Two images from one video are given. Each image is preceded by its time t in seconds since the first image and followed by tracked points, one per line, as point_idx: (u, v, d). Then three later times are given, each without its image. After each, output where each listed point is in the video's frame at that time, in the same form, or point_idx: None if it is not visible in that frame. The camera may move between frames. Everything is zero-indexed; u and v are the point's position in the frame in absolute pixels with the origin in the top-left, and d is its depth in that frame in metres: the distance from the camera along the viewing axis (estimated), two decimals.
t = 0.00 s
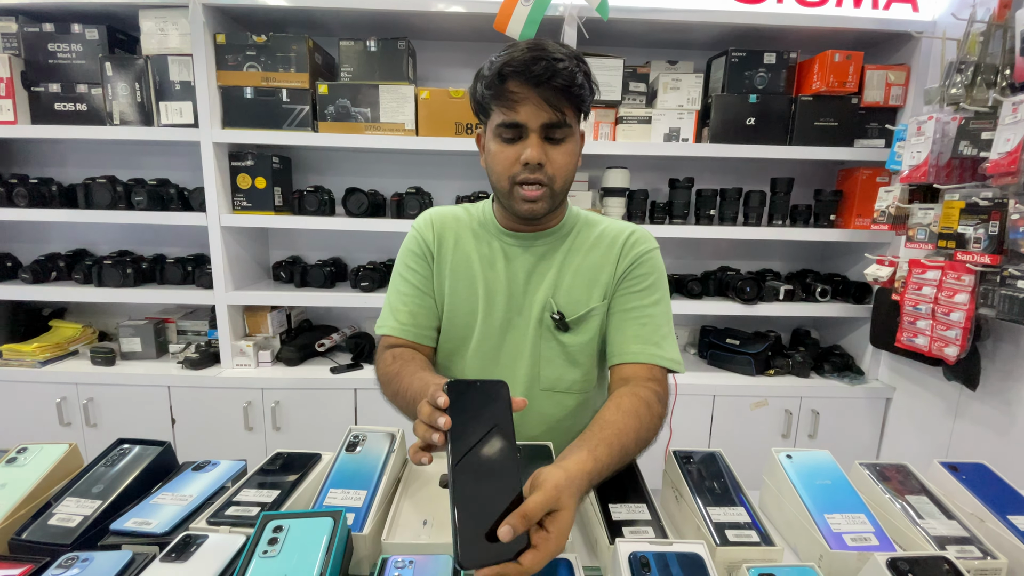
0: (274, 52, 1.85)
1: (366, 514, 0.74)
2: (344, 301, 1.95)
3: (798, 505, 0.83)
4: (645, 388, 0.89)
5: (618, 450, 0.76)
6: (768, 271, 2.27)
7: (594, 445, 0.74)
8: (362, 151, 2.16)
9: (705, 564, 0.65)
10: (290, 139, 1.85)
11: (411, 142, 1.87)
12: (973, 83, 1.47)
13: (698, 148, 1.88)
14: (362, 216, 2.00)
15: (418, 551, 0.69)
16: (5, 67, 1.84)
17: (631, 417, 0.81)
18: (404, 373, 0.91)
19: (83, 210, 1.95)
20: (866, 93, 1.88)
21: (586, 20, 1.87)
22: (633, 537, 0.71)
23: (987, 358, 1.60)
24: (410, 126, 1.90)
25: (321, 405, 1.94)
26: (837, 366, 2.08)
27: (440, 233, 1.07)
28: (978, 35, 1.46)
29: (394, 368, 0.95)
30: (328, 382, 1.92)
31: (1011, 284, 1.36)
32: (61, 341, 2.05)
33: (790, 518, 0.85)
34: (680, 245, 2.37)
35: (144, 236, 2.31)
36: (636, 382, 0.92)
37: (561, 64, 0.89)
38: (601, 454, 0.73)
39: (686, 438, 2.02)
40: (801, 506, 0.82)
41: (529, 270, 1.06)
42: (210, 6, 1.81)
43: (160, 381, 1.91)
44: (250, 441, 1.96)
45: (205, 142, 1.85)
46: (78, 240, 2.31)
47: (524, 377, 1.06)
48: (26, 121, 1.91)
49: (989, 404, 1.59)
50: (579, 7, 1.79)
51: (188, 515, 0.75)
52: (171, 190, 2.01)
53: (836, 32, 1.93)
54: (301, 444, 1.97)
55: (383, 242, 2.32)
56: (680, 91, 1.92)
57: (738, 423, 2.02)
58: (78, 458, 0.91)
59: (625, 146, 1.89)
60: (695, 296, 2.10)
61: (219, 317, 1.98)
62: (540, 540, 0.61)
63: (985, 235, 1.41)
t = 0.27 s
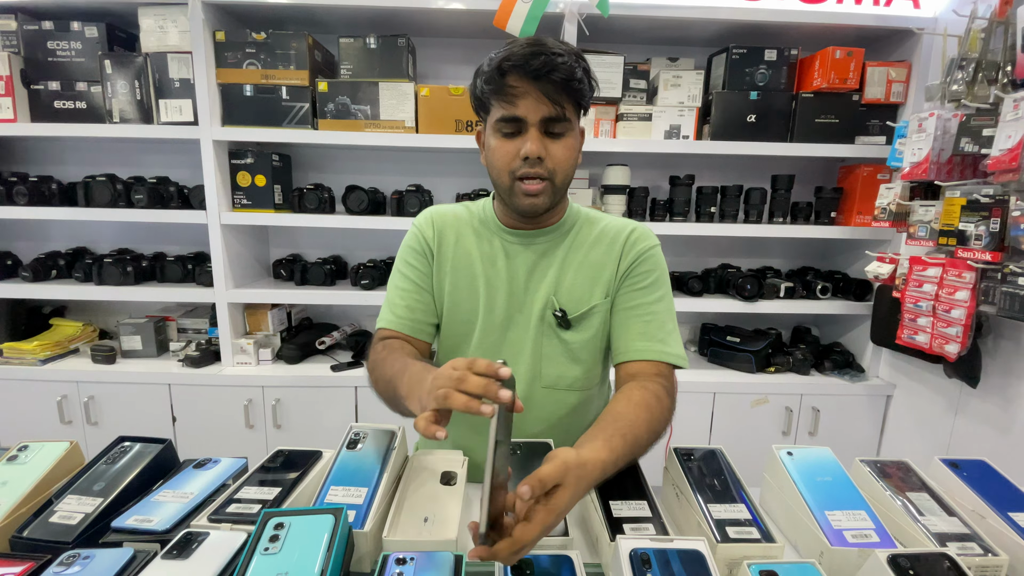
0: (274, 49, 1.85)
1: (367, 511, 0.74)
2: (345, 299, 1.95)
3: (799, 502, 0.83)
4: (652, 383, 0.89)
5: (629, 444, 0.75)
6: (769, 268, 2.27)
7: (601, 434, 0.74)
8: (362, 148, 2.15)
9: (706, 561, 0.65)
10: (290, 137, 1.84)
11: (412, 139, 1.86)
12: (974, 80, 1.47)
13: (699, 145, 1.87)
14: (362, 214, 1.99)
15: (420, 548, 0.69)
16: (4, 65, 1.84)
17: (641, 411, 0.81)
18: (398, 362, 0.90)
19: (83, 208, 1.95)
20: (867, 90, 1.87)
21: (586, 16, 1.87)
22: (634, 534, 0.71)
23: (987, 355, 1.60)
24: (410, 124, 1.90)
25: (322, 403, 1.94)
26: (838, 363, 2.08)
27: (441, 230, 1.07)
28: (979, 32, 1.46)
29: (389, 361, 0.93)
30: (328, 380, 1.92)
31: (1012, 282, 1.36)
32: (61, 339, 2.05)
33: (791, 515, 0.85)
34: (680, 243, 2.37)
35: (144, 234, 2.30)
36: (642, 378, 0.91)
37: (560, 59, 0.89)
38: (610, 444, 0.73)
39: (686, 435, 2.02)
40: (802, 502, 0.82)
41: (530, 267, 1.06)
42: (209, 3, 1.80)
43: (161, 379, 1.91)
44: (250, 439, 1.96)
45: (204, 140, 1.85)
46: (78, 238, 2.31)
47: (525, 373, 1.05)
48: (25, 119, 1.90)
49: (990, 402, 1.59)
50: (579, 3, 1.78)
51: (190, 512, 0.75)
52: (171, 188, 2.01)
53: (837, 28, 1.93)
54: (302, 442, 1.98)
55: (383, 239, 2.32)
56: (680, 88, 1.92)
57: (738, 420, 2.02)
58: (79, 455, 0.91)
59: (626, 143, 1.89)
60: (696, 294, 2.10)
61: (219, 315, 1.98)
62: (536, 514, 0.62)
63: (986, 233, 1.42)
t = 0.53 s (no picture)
0: (274, 48, 1.85)
1: (367, 509, 0.74)
2: (345, 297, 1.96)
3: (798, 500, 0.83)
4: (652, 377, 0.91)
5: (634, 436, 0.77)
6: (769, 267, 2.27)
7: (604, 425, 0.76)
8: (362, 147, 2.15)
9: (705, 558, 0.65)
10: (290, 136, 1.85)
11: (412, 138, 1.87)
12: (975, 78, 1.46)
13: (699, 143, 1.87)
14: (362, 212, 2.00)
15: (420, 545, 0.70)
16: (5, 64, 1.84)
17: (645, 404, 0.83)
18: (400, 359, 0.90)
19: (84, 207, 1.95)
20: (868, 89, 1.87)
21: (587, 15, 1.86)
22: (634, 531, 0.71)
23: (988, 354, 1.59)
24: (411, 123, 1.90)
25: (322, 402, 1.94)
26: (838, 362, 2.08)
27: (441, 228, 1.07)
28: (980, 30, 1.45)
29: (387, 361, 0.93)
30: (329, 378, 1.93)
31: (1013, 280, 1.36)
32: (63, 338, 2.06)
33: (790, 512, 0.85)
34: (681, 242, 2.37)
35: (145, 233, 2.31)
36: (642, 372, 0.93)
37: (558, 58, 0.89)
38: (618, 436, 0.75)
39: (686, 434, 2.02)
40: (801, 501, 0.82)
41: (531, 264, 1.06)
42: (209, 2, 1.81)
43: (162, 377, 1.92)
44: (251, 437, 1.96)
45: (205, 139, 1.85)
46: (79, 236, 2.31)
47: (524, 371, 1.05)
48: (26, 118, 1.91)
49: (990, 400, 1.59)
50: (580, 2, 1.78)
51: (191, 510, 0.76)
52: (172, 187, 2.01)
53: (838, 27, 1.92)
54: (303, 440, 1.98)
55: (384, 238, 2.32)
56: (681, 87, 1.92)
57: (738, 419, 2.02)
58: (81, 453, 0.92)
59: (626, 142, 1.89)
60: (696, 293, 2.11)
61: (220, 314, 1.98)
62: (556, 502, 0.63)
63: (987, 231, 1.42)
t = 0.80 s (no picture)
0: (275, 47, 1.85)
1: (367, 507, 0.75)
2: (346, 296, 1.96)
3: (797, 499, 0.83)
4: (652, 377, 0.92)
5: (630, 438, 0.78)
6: (770, 266, 2.26)
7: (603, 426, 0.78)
8: (363, 147, 2.16)
9: (703, 556, 0.65)
10: (291, 135, 1.85)
11: (412, 137, 1.87)
12: (976, 77, 1.46)
13: (700, 142, 1.87)
14: (363, 212, 2.00)
15: (419, 544, 0.70)
16: (7, 63, 1.85)
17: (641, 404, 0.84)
18: (406, 366, 0.92)
19: (86, 206, 1.96)
20: (868, 88, 1.87)
21: (587, 14, 1.86)
22: (633, 530, 0.72)
23: (988, 354, 1.59)
24: (411, 122, 1.90)
25: (323, 401, 1.95)
26: (838, 362, 2.08)
27: (440, 228, 1.08)
28: (981, 29, 1.45)
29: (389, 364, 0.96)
30: (329, 377, 1.93)
31: (1013, 280, 1.36)
32: (64, 337, 2.07)
33: (789, 512, 0.85)
34: (682, 241, 2.37)
35: (146, 232, 2.31)
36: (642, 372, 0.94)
37: (557, 56, 0.90)
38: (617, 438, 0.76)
39: (686, 433, 2.02)
40: (800, 500, 0.83)
41: (530, 264, 1.06)
42: (210, 1, 1.81)
43: (163, 376, 1.92)
44: (252, 436, 1.97)
45: (206, 138, 1.86)
46: (80, 235, 2.32)
47: (523, 370, 1.05)
48: (28, 118, 1.91)
49: (991, 400, 1.59)
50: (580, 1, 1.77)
51: (191, 508, 0.76)
52: (173, 186, 2.01)
53: (839, 26, 1.92)
54: (303, 439, 1.99)
55: (384, 237, 2.32)
56: (681, 86, 1.92)
57: (739, 419, 2.02)
58: (81, 452, 0.92)
59: (626, 141, 1.89)
60: (697, 292, 2.10)
61: (221, 313, 1.98)
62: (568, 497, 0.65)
63: (987, 231, 1.41)
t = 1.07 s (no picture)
0: (277, 48, 1.85)
1: (368, 507, 0.75)
2: (347, 297, 1.96)
3: (797, 500, 0.83)
4: (651, 378, 0.93)
5: (629, 438, 0.79)
6: (771, 267, 2.26)
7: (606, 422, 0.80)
8: (364, 147, 2.16)
9: (703, 557, 0.66)
10: (293, 136, 1.85)
11: (414, 138, 1.87)
12: (978, 78, 1.46)
13: (701, 143, 1.87)
14: (364, 212, 2.00)
15: (420, 544, 0.70)
16: (9, 64, 1.85)
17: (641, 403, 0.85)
18: (410, 368, 0.94)
19: (88, 207, 1.97)
20: (870, 88, 1.87)
21: (589, 15, 1.86)
22: (633, 531, 0.72)
23: (990, 355, 1.59)
24: (413, 123, 1.90)
25: (325, 401, 1.95)
26: (840, 363, 2.07)
27: (441, 230, 1.08)
28: (983, 30, 1.45)
29: (394, 365, 0.98)
30: (331, 378, 1.93)
31: (1015, 281, 1.35)
32: (66, 337, 2.07)
33: (790, 513, 0.85)
34: (683, 242, 2.37)
35: (148, 233, 2.32)
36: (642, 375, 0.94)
37: (561, 59, 0.90)
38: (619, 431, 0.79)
39: (687, 434, 2.02)
40: (800, 500, 0.83)
41: (531, 265, 1.06)
42: (212, 2, 1.81)
43: (165, 376, 1.93)
44: (254, 436, 1.98)
45: (208, 139, 1.86)
46: (83, 236, 2.33)
47: (524, 371, 1.06)
48: (30, 118, 1.92)
49: (992, 401, 1.59)
50: (582, 1, 1.77)
51: (193, 508, 0.76)
52: (175, 187, 2.02)
53: (841, 26, 1.92)
54: (305, 439, 1.99)
55: (386, 238, 2.33)
56: (683, 86, 1.91)
57: (739, 419, 2.02)
58: (84, 452, 0.92)
59: (628, 142, 1.89)
60: (698, 293, 2.10)
61: (222, 313, 1.99)
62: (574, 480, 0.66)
63: (988, 232, 1.41)
